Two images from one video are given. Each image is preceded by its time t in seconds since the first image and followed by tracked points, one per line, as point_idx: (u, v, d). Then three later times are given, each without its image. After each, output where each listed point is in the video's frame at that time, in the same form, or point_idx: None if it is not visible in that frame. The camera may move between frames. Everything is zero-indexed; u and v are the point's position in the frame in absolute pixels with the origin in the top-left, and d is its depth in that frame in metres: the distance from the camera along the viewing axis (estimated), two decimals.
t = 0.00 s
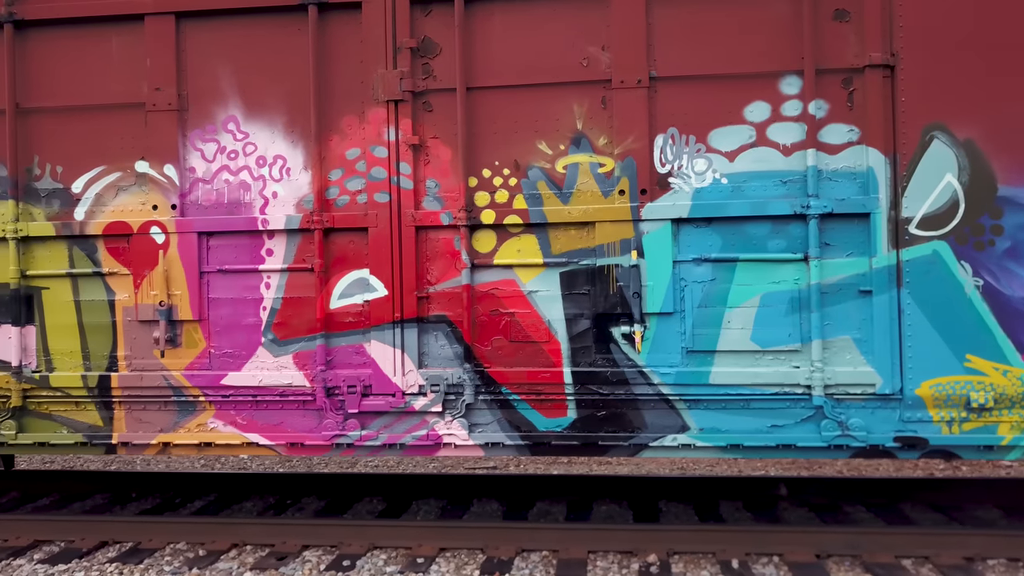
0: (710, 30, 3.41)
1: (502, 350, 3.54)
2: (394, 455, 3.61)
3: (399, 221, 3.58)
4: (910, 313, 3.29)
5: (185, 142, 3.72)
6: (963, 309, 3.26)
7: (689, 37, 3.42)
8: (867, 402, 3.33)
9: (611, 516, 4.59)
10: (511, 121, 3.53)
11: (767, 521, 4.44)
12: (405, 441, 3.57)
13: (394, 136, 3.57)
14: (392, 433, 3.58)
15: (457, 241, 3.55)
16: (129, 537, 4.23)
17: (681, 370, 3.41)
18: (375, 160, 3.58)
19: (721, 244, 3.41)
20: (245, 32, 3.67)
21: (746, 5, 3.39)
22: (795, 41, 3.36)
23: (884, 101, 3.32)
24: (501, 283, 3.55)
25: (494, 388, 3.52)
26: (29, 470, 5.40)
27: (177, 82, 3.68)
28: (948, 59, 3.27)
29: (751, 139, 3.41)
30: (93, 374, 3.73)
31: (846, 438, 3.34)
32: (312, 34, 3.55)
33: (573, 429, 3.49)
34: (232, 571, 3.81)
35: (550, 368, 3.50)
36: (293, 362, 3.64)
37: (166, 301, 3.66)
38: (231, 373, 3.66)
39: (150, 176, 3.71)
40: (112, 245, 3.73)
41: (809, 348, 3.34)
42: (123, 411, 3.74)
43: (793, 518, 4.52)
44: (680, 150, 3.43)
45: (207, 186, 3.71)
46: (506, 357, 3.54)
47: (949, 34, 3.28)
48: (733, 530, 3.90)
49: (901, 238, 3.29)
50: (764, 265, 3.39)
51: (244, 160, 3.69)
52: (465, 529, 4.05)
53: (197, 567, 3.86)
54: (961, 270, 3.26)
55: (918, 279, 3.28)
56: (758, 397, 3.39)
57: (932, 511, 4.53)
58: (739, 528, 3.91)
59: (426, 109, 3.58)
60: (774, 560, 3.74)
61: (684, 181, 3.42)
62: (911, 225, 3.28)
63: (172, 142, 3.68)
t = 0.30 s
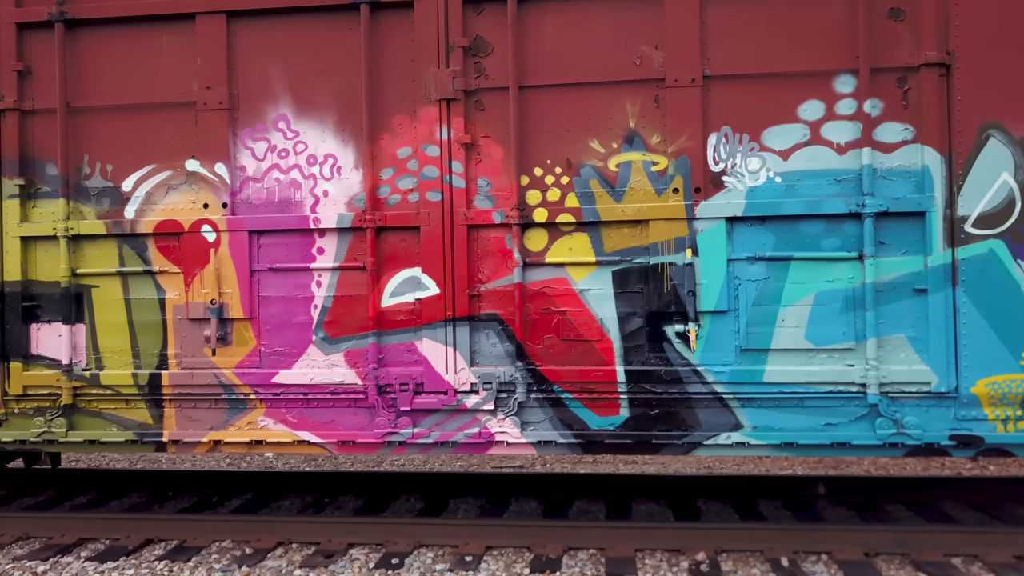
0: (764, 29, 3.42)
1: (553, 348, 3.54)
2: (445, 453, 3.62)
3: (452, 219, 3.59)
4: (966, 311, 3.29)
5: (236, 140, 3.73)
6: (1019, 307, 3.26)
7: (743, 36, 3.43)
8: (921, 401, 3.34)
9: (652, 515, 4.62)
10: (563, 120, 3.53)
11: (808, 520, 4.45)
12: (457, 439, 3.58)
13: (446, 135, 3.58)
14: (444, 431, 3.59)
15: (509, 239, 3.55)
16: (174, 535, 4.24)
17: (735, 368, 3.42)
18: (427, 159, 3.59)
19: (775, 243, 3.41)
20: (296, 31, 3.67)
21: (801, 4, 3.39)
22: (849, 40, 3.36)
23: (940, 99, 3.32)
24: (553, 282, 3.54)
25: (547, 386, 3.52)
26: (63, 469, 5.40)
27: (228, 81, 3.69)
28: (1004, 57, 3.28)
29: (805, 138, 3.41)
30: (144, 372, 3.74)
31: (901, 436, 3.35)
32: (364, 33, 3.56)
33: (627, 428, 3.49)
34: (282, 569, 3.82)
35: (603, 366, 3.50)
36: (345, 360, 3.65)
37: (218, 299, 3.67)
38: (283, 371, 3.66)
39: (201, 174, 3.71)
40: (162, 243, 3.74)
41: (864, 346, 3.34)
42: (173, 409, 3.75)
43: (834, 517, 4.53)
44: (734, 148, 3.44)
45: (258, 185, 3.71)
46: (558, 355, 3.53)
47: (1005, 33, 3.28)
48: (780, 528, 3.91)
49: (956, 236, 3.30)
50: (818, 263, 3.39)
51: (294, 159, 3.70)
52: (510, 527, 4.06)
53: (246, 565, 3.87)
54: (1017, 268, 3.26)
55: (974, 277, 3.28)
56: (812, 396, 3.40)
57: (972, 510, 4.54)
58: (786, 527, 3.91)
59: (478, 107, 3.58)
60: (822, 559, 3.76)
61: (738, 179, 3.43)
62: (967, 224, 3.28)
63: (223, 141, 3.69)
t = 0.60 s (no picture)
0: (810, 29, 3.43)
1: (599, 347, 3.54)
2: (490, 451, 3.64)
3: (497, 218, 3.59)
4: (1014, 310, 3.30)
5: (280, 140, 3.74)
6: None
7: (789, 35, 3.44)
8: (968, 399, 3.35)
9: (687, 513, 4.62)
10: (609, 119, 3.54)
11: (844, 518, 4.46)
12: (503, 437, 3.59)
13: (492, 134, 3.59)
14: (490, 429, 3.61)
15: (555, 238, 3.55)
16: (214, 533, 4.25)
17: (782, 367, 3.43)
18: (473, 159, 3.60)
19: (822, 242, 3.42)
20: (341, 30, 3.69)
21: (847, 4, 3.41)
22: (896, 40, 3.37)
23: (988, 99, 3.33)
24: (599, 281, 3.54)
25: (593, 385, 3.53)
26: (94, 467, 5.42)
27: (273, 80, 3.71)
28: None
29: (852, 137, 3.42)
30: (188, 370, 3.75)
31: (948, 435, 3.36)
32: (411, 32, 3.57)
33: (673, 426, 3.50)
34: (325, 567, 3.84)
35: (649, 365, 3.51)
36: (390, 358, 3.66)
37: (263, 298, 3.68)
38: (328, 370, 3.68)
39: (246, 173, 3.73)
40: (207, 242, 3.75)
41: (912, 344, 3.35)
42: (218, 407, 3.77)
43: (869, 515, 4.54)
44: (781, 147, 3.45)
45: (303, 184, 3.73)
46: (604, 354, 3.54)
47: None
48: (821, 526, 3.93)
49: (1004, 235, 3.30)
50: (865, 262, 3.40)
51: (339, 158, 3.71)
52: (551, 525, 4.07)
53: (290, 562, 3.88)
54: None
55: (1022, 276, 3.29)
56: (859, 394, 3.41)
57: (1007, 508, 4.55)
58: (827, 525, 3.92)
59: (524, 106, 3.59)
60: (865, 557, 3.77)
61: (785, 178, 3.43)
62: (1015, 222, 3.29)
63: (268, 140, 3.70)
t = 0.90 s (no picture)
0: (851, 29, 3.44)
1: (638, 346, 3.55)
2: (530, 450, 3.65)
3: (536, 218, 3.60)
4: None
5: (318, 139, 3.75)
6: None
7: (830, 36, 3.45)
8: (1009, 398, 3.36)
9: (718, 511, 4.64)
10: (649, 119, 3.55)
11: (875, 517, 4.47)
12: (543, 436, 3.61)
13: (532, 134, 3.59)
14: (529, 427, 3.62)
15: (594, 237, 3.56)
16: (248, 531, 4.27)
17: (823, 366, 3.44)
18: (512, 158, 3.61)
19: (862, 241, 3.43)
20: (380, 30, 3.70)
21: (888, 3, 3.41)
22: (937, 39, 3.38)
23: None
24: (638, 280, 3.55)
25: (632, 383, 3.54)
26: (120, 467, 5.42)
27: (312, 80, 3.72)
28: None
29: (893, 136, 3.43)
30: (227, 369, 3.77)
31: (989, 433, 3.37)
32: (451, 32, 3.58)
33: (713, 425, 3.51)
34: (363, 565, 3.85)
35: (689, 364, 3.52)
36: (429, 357, 3.68)
37: (302, 297, 3.70)
38: (367, 368, 3.69)
39: (284, 173, 3.74)
40: (245, 241, 3.77)
41: (953, 343, 3.36)
42: (256, 406, 3.78)
43: (901, 513, 4.55)
44: (821, 147, 3.46)
45: (342, 183, 3.74)
46: (643, 353, 3.55)
47: None
48: (857, 525, 3.94)
49: None
50: (906, 261, 3.41)
51: (378, 158, 3.72)
52: (586, 524, 4.09)
53: (328, 560, 3.90)
54: None
55: None
56: (900, 393, 3.42)
57: None
58: (863, 524, 3.94)
59: (563, 106, 3.60)
60: (902, 555, 3.79)
61: (825, 177, 3.44)
62: None
63: (307, 139, 3.72)
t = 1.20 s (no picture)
0: (891, 29, 3.44)
1: (677, 347, 3.55)
2: (568, 450, 3.65)
3: (575, 218, 3.60)
4: None
5: (355, 139, 3.75)
6: None
7: (870, 36, 3.45)
8: None
9: (747, 512, 4.63)
10: (688, 119, 3.55)
11: (906, 517, 4.47)
12: (581, 436, 3.61)
13: (570, 134, 3.59)
14: (567, 428, 3.62)
15: (633, 237, 3.56)
16: (281, 531, 4.27)
17: (863, 366, 3.43)
18: (550, 158, 3.60)
19: (903, 241, 3.43)
20: (418, 30, 3.70)
21: (929, 3, 3.41)
22: (978, 40, 3.38)
23: None
24: (677, 280, 3.55)
25: (671, 384, 3.54)
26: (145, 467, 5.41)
27: (350, 80, 3.72)
28: None
29: (933, 136, 3.42)
30: (264, 369, 3.77)
31: None
32: (489, 32, 3.58)
33: (753, 425, 3.51)
34: (399, 565, 3.85)
35: (729, 364, 3.51)
36: (466, 357, 3.67)
37: (340, 297, 3.70)
38: (404, 368, 3.69)
39: (321, 173, 3.74)
40: (282, 241, 3.77)
41: (994, 344, 3.36)
42: (293, 406, 3.78)
43: (931, 513, 4.55)
44: (861, 147, 3.45)
45: (379, 183, 3.74)
46: (682, 354, 3.55)
47: None
48: (892, 525, 3.94)
49: None
50: (947, 261, 3.40)
51: (415, 158, 3.72)
52: (619, 524, 4.08)
53: (363, 561, 3.90)
54: None
55: None
56: (940, 393, 3.41)
57: None
58: (898, 524, 3.93)
59: (602, 106, 3.60)
60: (938, 556, 3.79)
61: (865, 177, 3.44)
62: None
63: (345, 139, 3.72)
